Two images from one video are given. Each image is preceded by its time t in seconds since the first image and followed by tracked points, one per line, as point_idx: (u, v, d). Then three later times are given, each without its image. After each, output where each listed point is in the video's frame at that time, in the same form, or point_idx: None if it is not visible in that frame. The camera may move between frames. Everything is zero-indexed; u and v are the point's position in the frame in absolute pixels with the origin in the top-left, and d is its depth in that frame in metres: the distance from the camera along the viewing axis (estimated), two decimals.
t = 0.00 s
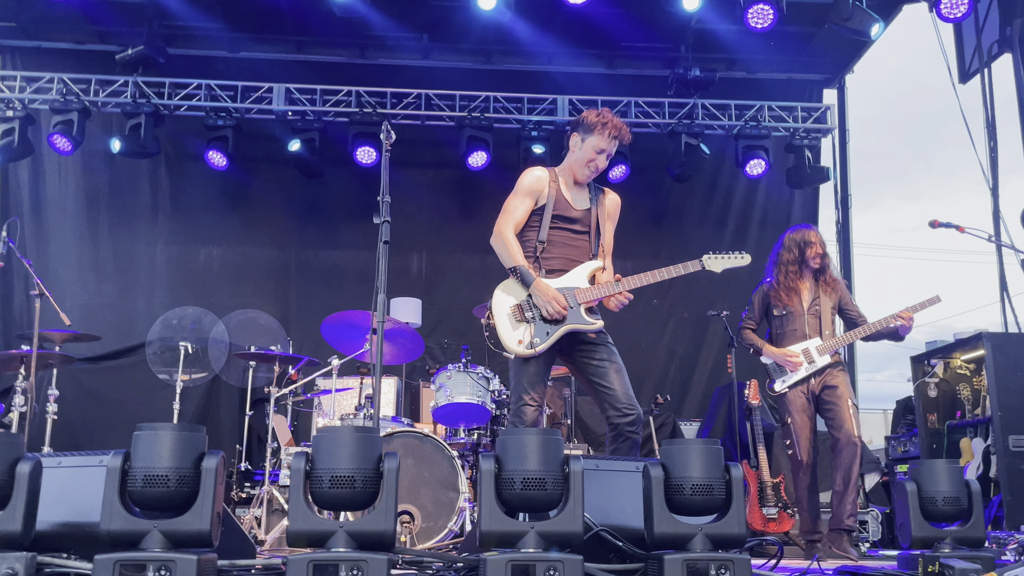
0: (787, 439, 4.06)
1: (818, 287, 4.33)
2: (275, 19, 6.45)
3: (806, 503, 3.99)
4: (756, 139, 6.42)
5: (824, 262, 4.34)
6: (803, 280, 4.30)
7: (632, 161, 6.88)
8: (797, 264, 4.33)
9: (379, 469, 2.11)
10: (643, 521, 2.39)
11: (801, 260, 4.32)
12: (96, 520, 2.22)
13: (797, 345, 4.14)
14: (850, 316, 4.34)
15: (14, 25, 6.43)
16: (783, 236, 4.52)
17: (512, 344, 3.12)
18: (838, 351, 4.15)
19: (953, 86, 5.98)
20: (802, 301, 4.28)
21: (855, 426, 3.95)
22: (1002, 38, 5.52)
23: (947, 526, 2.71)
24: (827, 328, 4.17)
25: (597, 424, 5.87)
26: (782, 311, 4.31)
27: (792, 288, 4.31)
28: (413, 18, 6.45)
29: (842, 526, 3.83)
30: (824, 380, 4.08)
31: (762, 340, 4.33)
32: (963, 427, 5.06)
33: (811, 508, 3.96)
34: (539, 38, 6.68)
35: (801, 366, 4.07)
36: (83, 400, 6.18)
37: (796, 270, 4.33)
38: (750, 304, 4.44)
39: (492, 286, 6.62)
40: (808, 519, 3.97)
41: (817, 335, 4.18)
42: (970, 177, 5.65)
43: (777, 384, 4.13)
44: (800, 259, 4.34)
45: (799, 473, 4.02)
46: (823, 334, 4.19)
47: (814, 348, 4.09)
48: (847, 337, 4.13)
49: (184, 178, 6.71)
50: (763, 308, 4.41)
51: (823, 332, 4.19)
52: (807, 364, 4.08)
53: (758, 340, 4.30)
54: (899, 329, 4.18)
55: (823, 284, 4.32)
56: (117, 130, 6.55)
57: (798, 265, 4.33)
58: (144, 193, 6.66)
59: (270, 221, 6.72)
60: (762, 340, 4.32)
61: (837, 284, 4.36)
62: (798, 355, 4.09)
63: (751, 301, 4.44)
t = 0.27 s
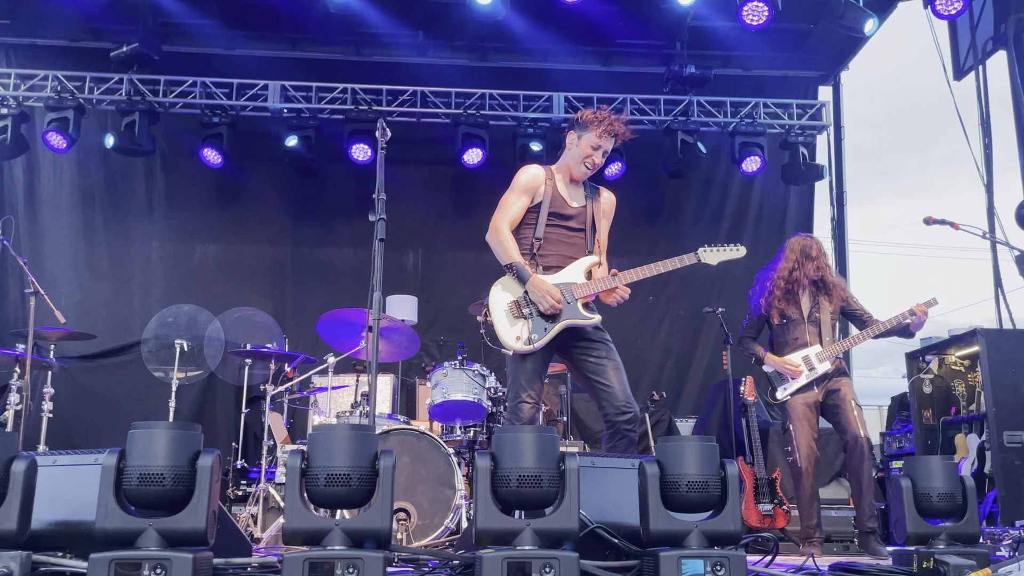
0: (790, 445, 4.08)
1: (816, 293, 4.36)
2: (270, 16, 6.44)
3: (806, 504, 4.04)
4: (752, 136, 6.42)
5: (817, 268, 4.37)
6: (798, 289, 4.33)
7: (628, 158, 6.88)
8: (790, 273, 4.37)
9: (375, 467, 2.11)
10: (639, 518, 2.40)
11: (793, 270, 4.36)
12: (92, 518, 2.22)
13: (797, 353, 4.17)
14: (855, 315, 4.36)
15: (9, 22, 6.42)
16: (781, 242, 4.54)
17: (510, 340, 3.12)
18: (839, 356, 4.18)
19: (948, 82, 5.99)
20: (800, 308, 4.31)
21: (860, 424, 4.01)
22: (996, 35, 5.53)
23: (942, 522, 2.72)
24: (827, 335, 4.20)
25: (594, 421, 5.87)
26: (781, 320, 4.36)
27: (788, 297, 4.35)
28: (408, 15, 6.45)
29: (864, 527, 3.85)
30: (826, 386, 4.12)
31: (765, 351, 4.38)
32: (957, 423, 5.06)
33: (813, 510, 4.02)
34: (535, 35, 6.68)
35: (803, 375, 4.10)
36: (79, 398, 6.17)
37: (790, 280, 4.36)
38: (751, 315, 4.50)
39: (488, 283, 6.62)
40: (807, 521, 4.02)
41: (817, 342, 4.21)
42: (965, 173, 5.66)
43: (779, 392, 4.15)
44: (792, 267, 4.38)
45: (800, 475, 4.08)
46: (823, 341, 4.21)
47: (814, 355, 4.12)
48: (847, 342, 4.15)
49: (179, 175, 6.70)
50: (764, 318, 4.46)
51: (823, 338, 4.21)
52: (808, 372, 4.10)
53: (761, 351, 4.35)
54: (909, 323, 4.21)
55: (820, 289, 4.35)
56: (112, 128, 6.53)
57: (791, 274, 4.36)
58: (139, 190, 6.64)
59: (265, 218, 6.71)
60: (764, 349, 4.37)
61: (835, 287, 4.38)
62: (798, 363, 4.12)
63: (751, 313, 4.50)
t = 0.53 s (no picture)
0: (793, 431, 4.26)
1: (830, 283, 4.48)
2: (262, 13, 6.43)
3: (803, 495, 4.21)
4: (744, 133, 6.43)
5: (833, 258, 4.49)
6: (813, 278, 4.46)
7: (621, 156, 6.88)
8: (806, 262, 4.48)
9: (368, 466, 2.11)
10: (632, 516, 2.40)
11: (808, 257, 4.47)
12: (83, 516, 2.21)
13: (807, 342, 4.32)
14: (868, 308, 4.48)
15: None
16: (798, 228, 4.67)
17: (502, 337, 3.15)
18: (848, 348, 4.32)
19: (939, 80, 6.01)
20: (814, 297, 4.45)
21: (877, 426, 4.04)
22: (987, 33, 5.52)
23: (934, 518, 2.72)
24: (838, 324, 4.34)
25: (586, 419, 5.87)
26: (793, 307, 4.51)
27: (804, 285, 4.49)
28: (400, 12, 6.44)
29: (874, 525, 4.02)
30: (833, 376, 4.26)
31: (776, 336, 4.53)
32: (949, 420, 5.09)
33: (811, 503, 4.19)
34: (527, 32, 6.68)
35: (812, 363, 4.25)
36: (71, 396, 6.15)
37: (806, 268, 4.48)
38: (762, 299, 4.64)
39: (481, 281, 6.62)
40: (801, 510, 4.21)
41: (827, 331, 4.36)
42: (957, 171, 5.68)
43: (786, 378, 4.32)
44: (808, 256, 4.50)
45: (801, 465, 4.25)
46: (834, 331, 4.36)
47: (824, 344, 4.27)
48: (857, 333, 4.29)
49: (171, 173, 6.68)
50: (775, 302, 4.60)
51: (834, 328, 4.36)
52: (816, 361, 4.26)
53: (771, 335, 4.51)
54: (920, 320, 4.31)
55: (834, 279, 4.47)
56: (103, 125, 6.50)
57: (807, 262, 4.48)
58: (131, 188, 6.62)
59: (257, 216, 6.69)
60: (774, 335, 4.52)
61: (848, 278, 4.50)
62: (807, 351, 4.27)
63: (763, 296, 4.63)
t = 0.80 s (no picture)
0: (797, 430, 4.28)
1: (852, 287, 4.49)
2: (251, 10, 6.39)
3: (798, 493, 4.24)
4: (734, 132, 6.44)
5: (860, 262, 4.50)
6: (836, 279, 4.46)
7: (611, 154, 6.87)
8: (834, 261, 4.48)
9: (357, 465, 2.10)
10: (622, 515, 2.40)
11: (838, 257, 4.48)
12: (70, 517, 2.19)
13: (823, 341, 4.32)
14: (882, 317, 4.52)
15: None
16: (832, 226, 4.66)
17: (491, 337, 3.10)
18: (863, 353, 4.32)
19: (928, 79, 6.02)
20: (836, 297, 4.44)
21: (884, 433, 4.09)
22: (975, 32, 5.52)
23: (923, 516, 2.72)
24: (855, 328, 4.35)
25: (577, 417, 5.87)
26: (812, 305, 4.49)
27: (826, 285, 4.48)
28: (390, 10, 6.42)
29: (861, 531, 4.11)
30: (844, 378, 4.28)
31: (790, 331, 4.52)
32: (937, 418, 5.14)
33: (806, 501, 4.20)
34: (518, 30, 6.66)
35: (825, 364, 4.26)
36: (59, 395, 6.12)
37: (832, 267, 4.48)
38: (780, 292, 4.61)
39: (472, 279, 6.61)
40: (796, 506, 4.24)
41: (844, 333, 4.37)
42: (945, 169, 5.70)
43: (797, 375, 4.36)
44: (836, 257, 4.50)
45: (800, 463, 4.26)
46: (850, 333, 4.37)
47: (840, 347, 4.27)
48: (873, 339, 4.30)
49: (159, 170, 6.64)
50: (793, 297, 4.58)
51: (851, 332, 4.37)
52: (830, 362, 4.26)
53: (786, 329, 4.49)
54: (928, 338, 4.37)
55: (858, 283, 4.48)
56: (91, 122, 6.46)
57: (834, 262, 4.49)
58: (119, 185, 6.58)
59: (247, 214, 6.66)
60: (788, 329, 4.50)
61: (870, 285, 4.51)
62: (823, 352, 4.27)
63: (783, 288, 4.59)
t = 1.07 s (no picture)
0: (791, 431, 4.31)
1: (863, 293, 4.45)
2: (241, 8, 6.37)
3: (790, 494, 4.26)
4: (725, 131, 6.45)
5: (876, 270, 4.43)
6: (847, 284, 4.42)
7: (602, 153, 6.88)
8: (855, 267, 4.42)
9: (348, 463, 2.09)
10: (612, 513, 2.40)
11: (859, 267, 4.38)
12: (58, 515, 2.17)
13: (825, 348, 4.32)
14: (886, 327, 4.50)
15: None
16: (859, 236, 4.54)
17: (481, 334, 3.10)
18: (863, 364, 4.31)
19: (918, 78, 6.05)
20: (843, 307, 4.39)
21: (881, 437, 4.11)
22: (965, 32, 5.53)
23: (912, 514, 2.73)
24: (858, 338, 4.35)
25: (568, 415, 5.87)
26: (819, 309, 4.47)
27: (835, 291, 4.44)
28: (381, 8, 6.41)
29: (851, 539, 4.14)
30: (843, 388, 4.26)
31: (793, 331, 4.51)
32: (927, 416, 5.18)
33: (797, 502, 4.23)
34: (509, 29, 6.66)
35: (823, 371, 4.26)
36: (47, 394, 6.09)
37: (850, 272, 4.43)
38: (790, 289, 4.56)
39: (463, 278, 6.60)
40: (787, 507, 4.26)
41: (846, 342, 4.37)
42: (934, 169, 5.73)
43: (795, 377, 4.38)
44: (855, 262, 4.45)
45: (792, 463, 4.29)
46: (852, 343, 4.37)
47: (840, 355, 4.26)
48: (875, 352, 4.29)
49: (148, 168, 6.61)
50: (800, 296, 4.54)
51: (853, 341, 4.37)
52: (829, 369, 4.26)
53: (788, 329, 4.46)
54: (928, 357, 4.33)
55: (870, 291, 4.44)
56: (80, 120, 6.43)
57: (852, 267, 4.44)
58: (108, 183, 6.55)
59: (237, 212, 6.64)
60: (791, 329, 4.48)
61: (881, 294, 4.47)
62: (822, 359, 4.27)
63: (793, 286, 4.55)
